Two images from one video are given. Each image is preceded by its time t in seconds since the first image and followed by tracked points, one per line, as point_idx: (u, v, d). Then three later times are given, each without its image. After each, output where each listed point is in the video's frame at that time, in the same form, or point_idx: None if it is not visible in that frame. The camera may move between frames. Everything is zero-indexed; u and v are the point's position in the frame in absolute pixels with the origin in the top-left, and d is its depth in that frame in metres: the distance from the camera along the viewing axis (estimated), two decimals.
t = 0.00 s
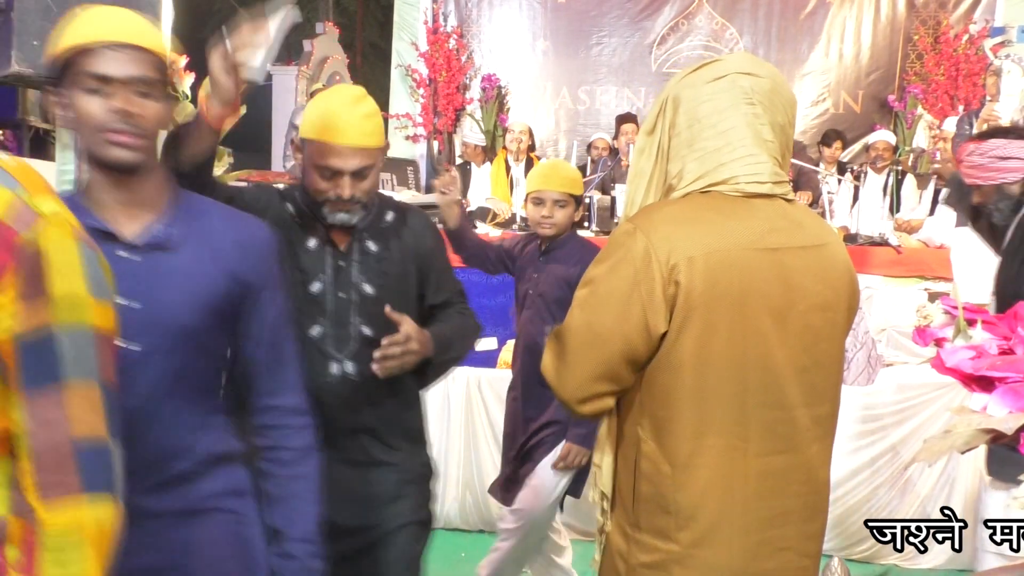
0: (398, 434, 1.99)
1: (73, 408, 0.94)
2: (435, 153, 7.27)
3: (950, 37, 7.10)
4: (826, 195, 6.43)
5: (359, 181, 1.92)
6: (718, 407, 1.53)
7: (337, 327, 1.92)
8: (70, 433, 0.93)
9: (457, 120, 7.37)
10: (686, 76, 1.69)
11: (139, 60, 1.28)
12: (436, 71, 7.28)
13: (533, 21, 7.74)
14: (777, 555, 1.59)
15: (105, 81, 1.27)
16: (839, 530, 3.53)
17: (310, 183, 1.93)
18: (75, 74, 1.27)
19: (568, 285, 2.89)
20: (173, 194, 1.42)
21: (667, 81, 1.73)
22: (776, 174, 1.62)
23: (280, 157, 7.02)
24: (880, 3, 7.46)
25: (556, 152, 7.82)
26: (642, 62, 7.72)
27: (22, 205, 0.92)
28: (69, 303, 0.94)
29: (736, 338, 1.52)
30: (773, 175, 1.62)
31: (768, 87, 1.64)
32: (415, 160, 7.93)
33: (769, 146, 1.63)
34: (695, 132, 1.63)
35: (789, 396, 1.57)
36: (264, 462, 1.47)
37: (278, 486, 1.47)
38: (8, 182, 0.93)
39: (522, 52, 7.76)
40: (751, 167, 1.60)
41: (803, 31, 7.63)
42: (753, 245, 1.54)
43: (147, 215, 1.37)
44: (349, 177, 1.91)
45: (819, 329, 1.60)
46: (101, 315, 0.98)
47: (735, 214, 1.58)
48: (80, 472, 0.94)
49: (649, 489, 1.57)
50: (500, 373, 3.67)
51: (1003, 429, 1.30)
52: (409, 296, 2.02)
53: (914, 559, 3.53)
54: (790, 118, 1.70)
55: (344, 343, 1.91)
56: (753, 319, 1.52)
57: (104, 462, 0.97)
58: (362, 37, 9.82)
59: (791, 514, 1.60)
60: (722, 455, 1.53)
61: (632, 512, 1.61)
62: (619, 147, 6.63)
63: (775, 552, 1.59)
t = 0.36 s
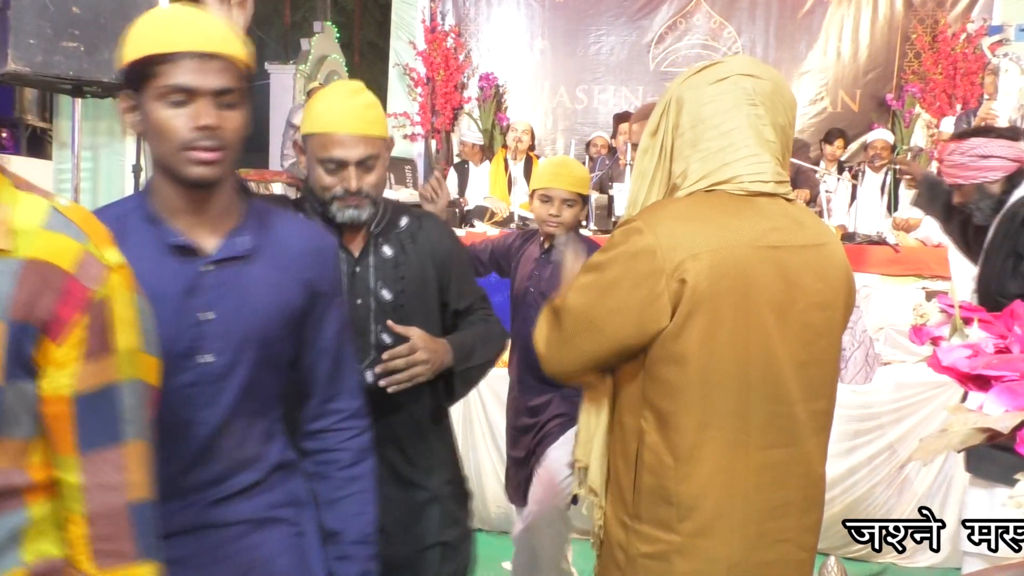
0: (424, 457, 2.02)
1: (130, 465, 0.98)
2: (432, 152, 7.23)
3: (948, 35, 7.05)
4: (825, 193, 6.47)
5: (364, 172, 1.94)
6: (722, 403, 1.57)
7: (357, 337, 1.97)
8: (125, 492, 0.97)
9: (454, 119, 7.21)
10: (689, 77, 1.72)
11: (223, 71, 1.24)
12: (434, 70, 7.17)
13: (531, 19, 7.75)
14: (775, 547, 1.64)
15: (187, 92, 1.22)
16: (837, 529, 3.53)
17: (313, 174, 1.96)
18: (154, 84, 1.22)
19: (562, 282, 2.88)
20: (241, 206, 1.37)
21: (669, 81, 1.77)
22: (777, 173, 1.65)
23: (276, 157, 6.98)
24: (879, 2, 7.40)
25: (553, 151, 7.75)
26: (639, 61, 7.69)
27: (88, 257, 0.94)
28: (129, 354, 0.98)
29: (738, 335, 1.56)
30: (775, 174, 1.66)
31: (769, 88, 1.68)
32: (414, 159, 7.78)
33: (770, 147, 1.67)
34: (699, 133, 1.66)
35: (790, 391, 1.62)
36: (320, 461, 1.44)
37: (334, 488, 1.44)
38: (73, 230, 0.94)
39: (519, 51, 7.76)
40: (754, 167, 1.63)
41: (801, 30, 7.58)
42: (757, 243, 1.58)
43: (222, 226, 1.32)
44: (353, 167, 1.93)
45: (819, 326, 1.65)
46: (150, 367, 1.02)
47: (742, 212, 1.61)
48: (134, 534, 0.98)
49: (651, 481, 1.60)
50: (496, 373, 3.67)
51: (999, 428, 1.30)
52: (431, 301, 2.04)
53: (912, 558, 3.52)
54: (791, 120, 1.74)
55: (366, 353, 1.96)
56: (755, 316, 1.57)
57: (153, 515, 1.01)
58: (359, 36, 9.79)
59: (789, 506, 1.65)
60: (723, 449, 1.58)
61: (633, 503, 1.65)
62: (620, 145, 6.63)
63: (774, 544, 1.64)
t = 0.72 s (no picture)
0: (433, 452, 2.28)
1: (163, 463, 1.07)
2: (431, 150, 7.21)
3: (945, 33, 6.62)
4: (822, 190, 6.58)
5: (369, 143, 2.19)
6: (727, 396, 1.81)
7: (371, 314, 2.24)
8: (164, 491, 1.06)
9: (453, 118, 7.17)
10: (693, 77, 1.99)
11: (263, 45, 1.44)
12: (431, 69, 7.09)
13: (528, 18, 7.38)
14: (772, 536, 1.89)
15: (229, 68, 1.42)
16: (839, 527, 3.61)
17: (322, 148, 2.21)
18: (199, 61, 1.42)
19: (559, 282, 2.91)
20: (279, 185, 1.60)
21: (672, 86, 2.03)
22: (776, 171, 1.92)
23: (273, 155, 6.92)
24: None
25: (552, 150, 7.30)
26: (637, 60, 7.26)
27: (98, 256, 0.98)
28: (145, 351, 1.05)
29: (741, 334, 1.80)
30: (777, 173, 1.93)
31: (769, 89, 1.96)
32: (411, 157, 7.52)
33: (770, 146, 1.93)
34: (702, 134, 1.92)
35: (789, 386, 1.87)
36: (349, 444, 1.70)
37: (363, 468, 1.71)
38: (77, 226, 0.98)
39: (516, 50, 7.37)
40: (755, 166, 1.90)
41: (799, 29, 7.05)
42: (760, 246, 1.82)
43: (261, 202, 1.55)
44: (358, 137, 2.18)
45: (814, 325, 1.89)
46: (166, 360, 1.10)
47: (747, 210, 1.85)
48: (181, 532, 1.07)
49: (657, 465, 1.84)
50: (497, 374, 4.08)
51: (994, 426, 1.31)
52: (439, 283, 2.29)
53: (910, 556, 3.54)
54: (788, 118, 2.03)
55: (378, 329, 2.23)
56: (757, 316, 1.81)
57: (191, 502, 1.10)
58: (357, 33, 9.77)
59: (788, 501, 1.91)
60: (725, 440, 1.82)
61: (634, 489, 1.89)
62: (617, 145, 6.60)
63: (767, 539, 1.89)
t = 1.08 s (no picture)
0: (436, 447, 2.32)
1: (158, 410, 1.06)
2: (426, 149, 6.96)
3: (941, 32, 6.51)
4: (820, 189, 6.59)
5: (374, 119, 2.34)
6: (723, 380, 1.91)
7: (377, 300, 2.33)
8: (163, 441, 1.05)
9: (449, 116, 6.92)
10: (693, 80, 2.10)
11: (270, 28, 1.52)
12: (428, 68, 6.78)
13: (525, 16, 6.95)
14: (767, 528, 1.97)
15: (239, 53, 1.50)
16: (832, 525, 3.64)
17: (328, 126, 2.35)
18: (207, 47, 1.50)
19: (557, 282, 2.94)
20: (291, 175, 1.66)
21: (675, 86, 2.14)
22: (777, 170, 2.01)
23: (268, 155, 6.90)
24: None
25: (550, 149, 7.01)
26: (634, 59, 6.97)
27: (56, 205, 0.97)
28: (126, 297, 1.03)
29: (738, 324, 1.90)
30: (778, 171, 2.01)
31: (767, 89, 2.07)
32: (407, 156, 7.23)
33: (770, 147, 2.03)
34: (704, 134, 2.02)
35: (784, 379, 1.94)
36: (359, 440, 1.78)
37: (371, 464, 1.78)
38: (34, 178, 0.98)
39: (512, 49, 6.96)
40: (756, 166, 1.99)
41: (796, 28, 6.77)
42: (760, 241, 1.91)
43: (276, 190, 1.61)
44: (363, 111, 2.33)
45: (812, 322, 1.96)
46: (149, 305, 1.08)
47: (752, 208, 1.95)
48: (188, 478, 1.07)
49: (655, 445, 1.94)
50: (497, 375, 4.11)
51: (992, 423, 1.63)
52: (444, 272, 2.37)
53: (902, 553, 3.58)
54: (788, 118, 2.13)
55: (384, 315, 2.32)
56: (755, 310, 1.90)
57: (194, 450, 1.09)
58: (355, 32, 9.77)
59: (783, 494, 1.98)
60: (720, 424, 1.91)
61: (632, 468, 1.98)
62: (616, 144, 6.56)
63: (763, 528, 1.96)
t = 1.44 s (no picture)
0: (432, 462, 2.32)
1: (138, 418, 1.01)
2: (424, 147, 6.78)
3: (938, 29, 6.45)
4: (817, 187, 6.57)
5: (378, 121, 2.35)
6: (722, 373, 1.92)
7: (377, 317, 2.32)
8: (142, 450, 1.01)
9: (447, 114, 6.72)
10: (700, 79, 2.11)
11: (261, 32, 1.52)
12: (426, 66, 6.65)
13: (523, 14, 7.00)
14: (764, 522, 1.97)
15: (232, 60, 1.50)
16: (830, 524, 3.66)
17: (331, 127, 2.36)
18: (201, 57, 1.50)
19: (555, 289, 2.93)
20: (292, 190, 1.67)
21: (682, 86, 2.15)
22: (782, 170, 2.01)
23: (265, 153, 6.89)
24: None
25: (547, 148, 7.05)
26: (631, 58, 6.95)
27: (21, 220, 0.89)
28: (99, 308, 0.97)
29: (738, 318, 1.90)
30: (782, 171, 2.02)
31: (773, 90, 2.08)
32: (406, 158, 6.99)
33: (775, 145, 2.03)
34: (711, 132, 2.03)
35: (784, 374, 1.94)
36: (357, 464, 1.77)
37: (371, 489, 1.77)
38: None
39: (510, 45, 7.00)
40: (761, 165, 1.99)
41: (793, 26, 6.86)
42: (761, 238, 1.91)
43: (275, 204, 1.61)
44: (367, 112, 2.34)
45: (811, 320, 1.96)
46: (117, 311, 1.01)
47: (757, 206, 1.95)
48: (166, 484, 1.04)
49: (654, 435, 1.94)
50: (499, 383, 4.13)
51: (987, 421, 1.58)
52: (446, 291, 2.36)
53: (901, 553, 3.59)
54: (792, 118, 2.14)
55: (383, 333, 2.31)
56: (756, 306, 1.90)
57: (169, 452, 1.06)
58: (351, 30, 9.76)
59: (780, 491, 1.98)
60: (718, 415, 1.92)
61: (631, 458, 1.98)
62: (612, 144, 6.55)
63: (761, 521, 1.97)
